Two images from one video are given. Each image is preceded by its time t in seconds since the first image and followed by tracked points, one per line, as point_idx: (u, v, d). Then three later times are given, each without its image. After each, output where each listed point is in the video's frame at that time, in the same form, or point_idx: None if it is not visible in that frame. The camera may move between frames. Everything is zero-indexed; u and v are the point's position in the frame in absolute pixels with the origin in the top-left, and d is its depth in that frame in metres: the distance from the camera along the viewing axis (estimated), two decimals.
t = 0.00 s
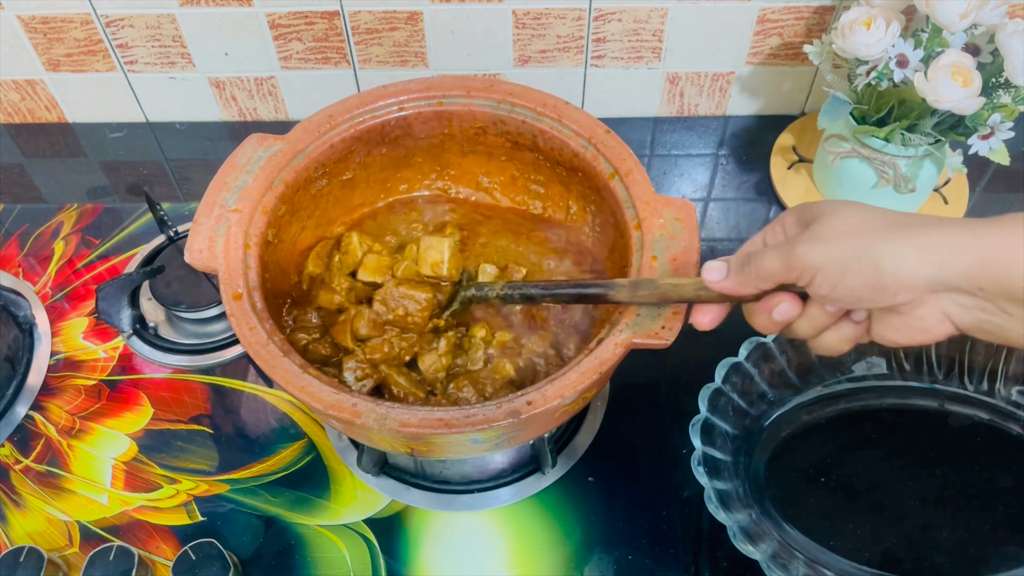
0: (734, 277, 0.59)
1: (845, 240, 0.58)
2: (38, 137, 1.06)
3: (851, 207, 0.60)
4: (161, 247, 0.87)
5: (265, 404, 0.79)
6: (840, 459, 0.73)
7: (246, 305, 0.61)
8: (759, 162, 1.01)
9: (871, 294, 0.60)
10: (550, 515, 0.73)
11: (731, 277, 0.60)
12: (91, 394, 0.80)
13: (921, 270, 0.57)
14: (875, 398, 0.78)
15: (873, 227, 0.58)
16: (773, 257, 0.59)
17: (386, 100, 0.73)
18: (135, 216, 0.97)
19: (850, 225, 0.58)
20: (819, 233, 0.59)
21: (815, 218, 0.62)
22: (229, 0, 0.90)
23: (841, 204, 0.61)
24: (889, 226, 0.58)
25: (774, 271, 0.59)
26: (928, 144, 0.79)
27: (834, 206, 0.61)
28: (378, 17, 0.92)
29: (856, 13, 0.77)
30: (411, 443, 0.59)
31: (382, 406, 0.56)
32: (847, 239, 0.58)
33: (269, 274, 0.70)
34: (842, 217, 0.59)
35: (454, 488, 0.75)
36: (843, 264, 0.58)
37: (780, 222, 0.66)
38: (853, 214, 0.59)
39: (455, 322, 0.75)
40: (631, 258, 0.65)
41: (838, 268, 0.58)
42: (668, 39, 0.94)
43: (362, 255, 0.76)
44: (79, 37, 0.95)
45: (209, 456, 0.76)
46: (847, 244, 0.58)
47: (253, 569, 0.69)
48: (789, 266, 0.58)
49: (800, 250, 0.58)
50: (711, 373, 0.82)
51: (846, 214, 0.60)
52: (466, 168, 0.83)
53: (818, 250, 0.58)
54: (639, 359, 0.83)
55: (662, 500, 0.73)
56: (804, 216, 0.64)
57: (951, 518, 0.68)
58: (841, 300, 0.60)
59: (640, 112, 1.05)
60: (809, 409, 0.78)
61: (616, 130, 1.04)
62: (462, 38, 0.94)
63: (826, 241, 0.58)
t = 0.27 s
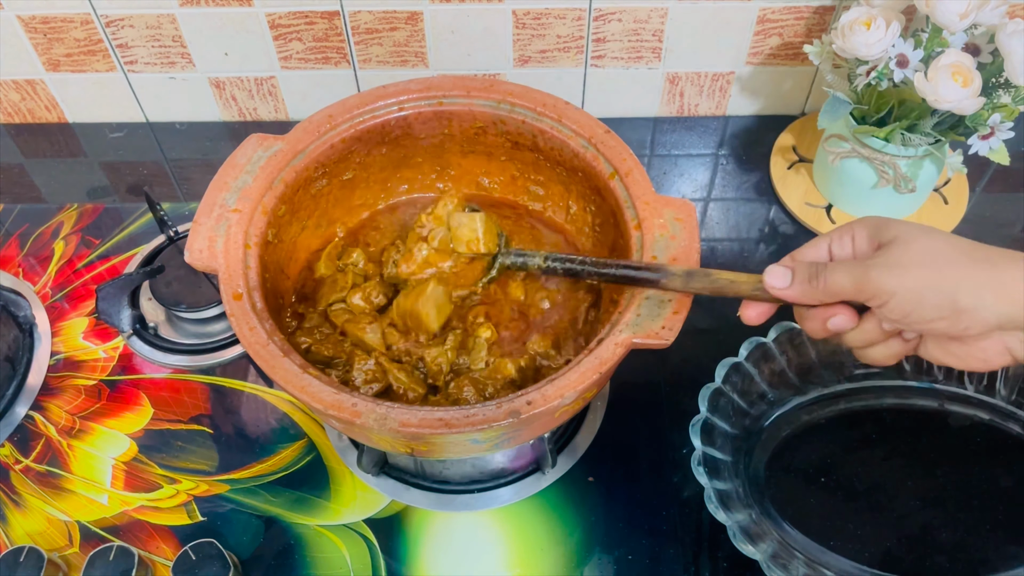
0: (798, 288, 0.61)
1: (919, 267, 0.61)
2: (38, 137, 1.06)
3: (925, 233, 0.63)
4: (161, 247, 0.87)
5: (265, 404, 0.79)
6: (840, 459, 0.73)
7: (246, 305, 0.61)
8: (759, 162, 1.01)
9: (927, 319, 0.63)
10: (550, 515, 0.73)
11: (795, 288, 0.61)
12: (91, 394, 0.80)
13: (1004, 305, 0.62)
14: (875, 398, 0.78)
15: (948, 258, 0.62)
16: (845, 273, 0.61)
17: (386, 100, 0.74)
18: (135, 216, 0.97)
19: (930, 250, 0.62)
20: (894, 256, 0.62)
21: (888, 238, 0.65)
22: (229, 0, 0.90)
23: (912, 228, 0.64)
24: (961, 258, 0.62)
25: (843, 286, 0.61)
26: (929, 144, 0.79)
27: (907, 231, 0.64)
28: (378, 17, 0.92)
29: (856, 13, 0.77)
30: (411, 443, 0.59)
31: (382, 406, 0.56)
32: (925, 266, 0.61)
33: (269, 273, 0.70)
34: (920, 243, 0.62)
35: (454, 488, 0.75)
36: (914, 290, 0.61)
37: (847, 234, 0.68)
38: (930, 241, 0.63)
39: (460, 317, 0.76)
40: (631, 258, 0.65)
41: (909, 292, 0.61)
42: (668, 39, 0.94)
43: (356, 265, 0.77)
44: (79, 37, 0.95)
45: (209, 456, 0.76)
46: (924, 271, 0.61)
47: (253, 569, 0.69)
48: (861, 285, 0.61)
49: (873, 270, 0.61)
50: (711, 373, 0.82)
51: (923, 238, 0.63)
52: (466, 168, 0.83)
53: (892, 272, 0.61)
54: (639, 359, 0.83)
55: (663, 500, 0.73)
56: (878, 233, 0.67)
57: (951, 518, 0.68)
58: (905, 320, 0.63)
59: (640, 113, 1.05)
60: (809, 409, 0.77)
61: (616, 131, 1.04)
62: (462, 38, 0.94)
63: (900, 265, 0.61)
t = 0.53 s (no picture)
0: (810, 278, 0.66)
1: (930, 278, 0.63)
2: (38, 137, 1.06)
3: (942, 240, 0.64)
4: (161, 247, 0.87)
5: (265, 404, 0.79)
6: (840, 459, 0.73)
7: (246, 304, 0.61)
8: (759, 162, 1.01)
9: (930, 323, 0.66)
10: (550, 515, 0.73)
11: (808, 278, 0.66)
12: (91, 394, 0.80)
13: (1008, 321, 0.64)
14: (875, 398, 0.78)
15: (959, 271, 0.63)
16: (856, 272, 0.65)
17: (386, 100, 0.74)
18: (135, 216, 0.97)
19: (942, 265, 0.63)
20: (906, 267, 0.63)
21: (904, 238, 0.66)
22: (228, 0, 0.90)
23: (931, 231, 0.65)
24: (972, 271, 0.64)
25: (853, 284, 0.65)
26: (929, 144, 0.79)
27: (924, 234, 0.65)
28: (378, 17, 0.92)
29: (856, 13, 0.77)
30: (411, 443, 0.59)
31: (382, 406, 0.56)
32: (935, 280, 0.63)
33: (269, 273, 0.70)
34: (935, 252, 0.63)
35: (454, 488, 0.75)
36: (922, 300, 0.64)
37: (866, 222, 0.71)
38: (946, 250, 0.64)
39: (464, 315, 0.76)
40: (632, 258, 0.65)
41: (919, 301, 0.64)
42: (668, 39, 0.94)
43: (359, 266, 0.78)
44: (79, 37, 0.95)
45: (209, 456, 0.76)
46: (933, 284, 0.63)
47: (253, 569, 0.69)
48: (870, 286, 0.64)
49: (883, 275, 0.64)
50: (711, 372, 0.82)
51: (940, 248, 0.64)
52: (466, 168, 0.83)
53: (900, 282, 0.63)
54: (639, 359, 0.83)
55: (663, 500, 0.73)
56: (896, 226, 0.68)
57: (950, 519, 0.68)
58: (909, 322, 0.66)
59: (640, 113, 1.05)
60: (809, 409, 0.77)
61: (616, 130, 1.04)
62: (462, 38, 0.94)
63: (911, 275, 0.63)
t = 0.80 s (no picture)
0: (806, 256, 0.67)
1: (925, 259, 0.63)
2: (38, 137, 1.06)
3: (939, 219, 0.64)
4: (161, 247, 0.87)
5: (265, 404, 0.79)
6: (840, 459, 0.73)
7: (246, 304, 0.61)
8: (759, 162, 1.01)
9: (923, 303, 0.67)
10: (550, 515, 0.73)
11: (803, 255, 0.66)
12: (91, 394, 0.80)
13: (999, 300, 0.65)
14: (875, 398, 0.78)
15: (955, 252, 0.64)
16: (852, 251, 0.65)
17: (386, 100, 0.74)
18: (135, 216, 0.97)
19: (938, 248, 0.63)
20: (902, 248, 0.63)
21: (900, 217, 0.66)
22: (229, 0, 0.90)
23: (927, 210, 0.65)
24: (966, 253, 0.64)
25: (848, 264, 0.66)
26: (928, 144, 0.79)
27: (921, 215, 0.65)
28: (378, 17, 0.92)
29: (856, 13, 0.77)
30: (411, 443, 0.59)
31: (382, 406, 0.56)
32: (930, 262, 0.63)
33: (269, 273, 0.70)
34: (932, 233, 0.63)
35: (454, 488, 0.75)
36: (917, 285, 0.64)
37: (863, 199, 0.70)
38: (943, 231, 0.63)
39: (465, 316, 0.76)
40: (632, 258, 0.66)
41: (912, 283, 0.64)
42: (668, 39, 0.94)
43: (359, 265, 0.77)
44: (79, 37, 0.95)
45: (209, 456, 0.76)
46: (928, 266, 0.63)
47: (253, 569, 0.69)
48: (865, 265, 0.65)
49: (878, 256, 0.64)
50: (711, 372, 0.82)
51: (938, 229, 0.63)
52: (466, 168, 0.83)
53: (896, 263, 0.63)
54: (639, 359, 0.83)
55: (663, 500, 0.73)
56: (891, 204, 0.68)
57: (949, 518, 0.68)
58: (903, 302, 0.67)
59: (640, 113, 1.05)
60: (809, 410, 0.77)
61: (616, 131, 1.04)
62: (462, 38, 0.94)
63: (906, 256, 0.63)
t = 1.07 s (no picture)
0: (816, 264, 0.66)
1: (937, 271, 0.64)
2: (38, 137, 1.06)
3: (945, 232, 0.65)
4: (161, 247, 0.87)
5: (264, 404, 0.79)
6: (840, 459, 0.73)
7: (247, 304, 0.61)
8: (759, 162, 1.01)
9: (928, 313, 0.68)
10: (550, 515, 0.73)
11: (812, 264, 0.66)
12: (91, 394, 0.80)
13: (1002, 312, 0.66)
14: (875, 398, 0.78)
15: (961, 263, 0.64)
16: (860, 260, 0.65)
17: (386, 101, 0.74)
18: (135, 216, 0.97)
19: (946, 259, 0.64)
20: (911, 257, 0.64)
21: (907, 230, 0.67)
22: (229, 0, 0.90)
23: (933, 222, 0.66)
24: (972, 264, 0.65)
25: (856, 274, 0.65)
26: (928, 144, 0.79)
27: (927, 225, 0.66)
28: (378, 17, 0.92)
29: (856, 13, 0.77)
30: (410, 443, 0.59)
31: (382, 406, 0.56)
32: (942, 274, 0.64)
33: (269, 273, 0.70)
34: (938, 244, 0.64)
35: (454, 488, 0.75)
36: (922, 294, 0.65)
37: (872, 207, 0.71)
38: (949, 243, 0.64)
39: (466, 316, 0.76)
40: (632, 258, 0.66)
41: (918, 292, 0.65)
42: (668, 39, 0.94)
43: (360, 265, 0.78)
44: (79, 37, 0.95)
45: (209, 456, 0.76)
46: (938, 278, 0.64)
47: (253, 569, 0.69)
48: (872, 274, 0.65)
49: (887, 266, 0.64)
50: (711, 372, 0.82)
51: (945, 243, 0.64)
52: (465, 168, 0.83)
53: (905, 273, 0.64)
54: (639, 359, 0.83)
55: (663, 500, 0.73)
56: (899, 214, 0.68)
57: (949, 518, 0.68)
58: (907, 311, 0.68)
59: (640, 113, 1.05)
60: (809, 410, 0.77)
61: (616, 131, 1.04)
62: (462, 38, 0.94)
63: (914, 267, 0.64)
